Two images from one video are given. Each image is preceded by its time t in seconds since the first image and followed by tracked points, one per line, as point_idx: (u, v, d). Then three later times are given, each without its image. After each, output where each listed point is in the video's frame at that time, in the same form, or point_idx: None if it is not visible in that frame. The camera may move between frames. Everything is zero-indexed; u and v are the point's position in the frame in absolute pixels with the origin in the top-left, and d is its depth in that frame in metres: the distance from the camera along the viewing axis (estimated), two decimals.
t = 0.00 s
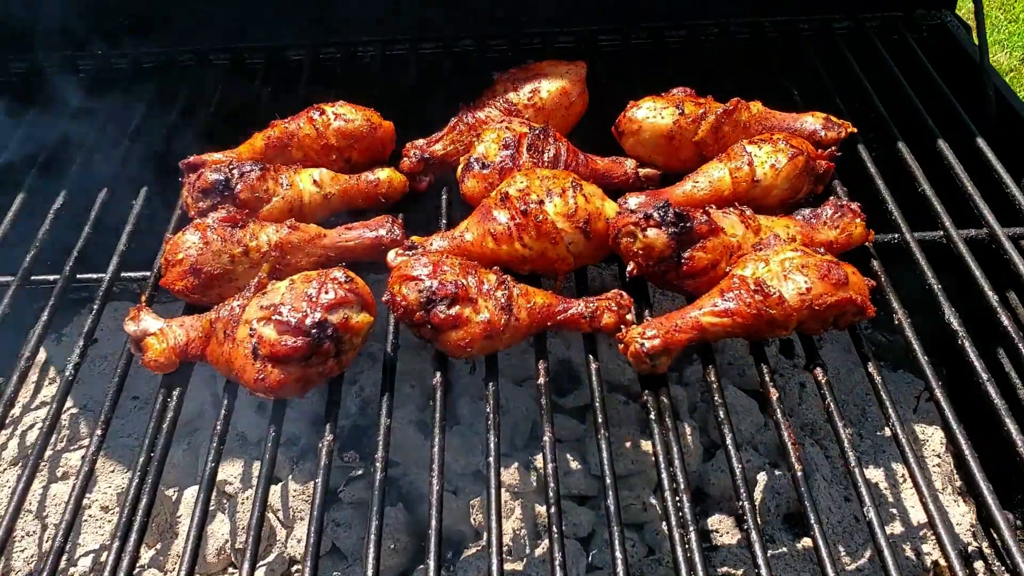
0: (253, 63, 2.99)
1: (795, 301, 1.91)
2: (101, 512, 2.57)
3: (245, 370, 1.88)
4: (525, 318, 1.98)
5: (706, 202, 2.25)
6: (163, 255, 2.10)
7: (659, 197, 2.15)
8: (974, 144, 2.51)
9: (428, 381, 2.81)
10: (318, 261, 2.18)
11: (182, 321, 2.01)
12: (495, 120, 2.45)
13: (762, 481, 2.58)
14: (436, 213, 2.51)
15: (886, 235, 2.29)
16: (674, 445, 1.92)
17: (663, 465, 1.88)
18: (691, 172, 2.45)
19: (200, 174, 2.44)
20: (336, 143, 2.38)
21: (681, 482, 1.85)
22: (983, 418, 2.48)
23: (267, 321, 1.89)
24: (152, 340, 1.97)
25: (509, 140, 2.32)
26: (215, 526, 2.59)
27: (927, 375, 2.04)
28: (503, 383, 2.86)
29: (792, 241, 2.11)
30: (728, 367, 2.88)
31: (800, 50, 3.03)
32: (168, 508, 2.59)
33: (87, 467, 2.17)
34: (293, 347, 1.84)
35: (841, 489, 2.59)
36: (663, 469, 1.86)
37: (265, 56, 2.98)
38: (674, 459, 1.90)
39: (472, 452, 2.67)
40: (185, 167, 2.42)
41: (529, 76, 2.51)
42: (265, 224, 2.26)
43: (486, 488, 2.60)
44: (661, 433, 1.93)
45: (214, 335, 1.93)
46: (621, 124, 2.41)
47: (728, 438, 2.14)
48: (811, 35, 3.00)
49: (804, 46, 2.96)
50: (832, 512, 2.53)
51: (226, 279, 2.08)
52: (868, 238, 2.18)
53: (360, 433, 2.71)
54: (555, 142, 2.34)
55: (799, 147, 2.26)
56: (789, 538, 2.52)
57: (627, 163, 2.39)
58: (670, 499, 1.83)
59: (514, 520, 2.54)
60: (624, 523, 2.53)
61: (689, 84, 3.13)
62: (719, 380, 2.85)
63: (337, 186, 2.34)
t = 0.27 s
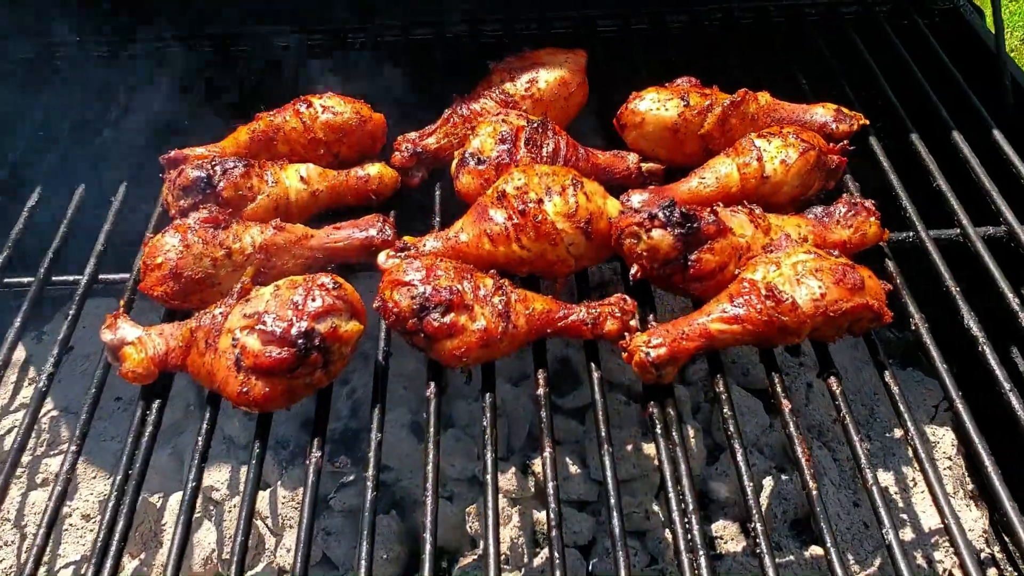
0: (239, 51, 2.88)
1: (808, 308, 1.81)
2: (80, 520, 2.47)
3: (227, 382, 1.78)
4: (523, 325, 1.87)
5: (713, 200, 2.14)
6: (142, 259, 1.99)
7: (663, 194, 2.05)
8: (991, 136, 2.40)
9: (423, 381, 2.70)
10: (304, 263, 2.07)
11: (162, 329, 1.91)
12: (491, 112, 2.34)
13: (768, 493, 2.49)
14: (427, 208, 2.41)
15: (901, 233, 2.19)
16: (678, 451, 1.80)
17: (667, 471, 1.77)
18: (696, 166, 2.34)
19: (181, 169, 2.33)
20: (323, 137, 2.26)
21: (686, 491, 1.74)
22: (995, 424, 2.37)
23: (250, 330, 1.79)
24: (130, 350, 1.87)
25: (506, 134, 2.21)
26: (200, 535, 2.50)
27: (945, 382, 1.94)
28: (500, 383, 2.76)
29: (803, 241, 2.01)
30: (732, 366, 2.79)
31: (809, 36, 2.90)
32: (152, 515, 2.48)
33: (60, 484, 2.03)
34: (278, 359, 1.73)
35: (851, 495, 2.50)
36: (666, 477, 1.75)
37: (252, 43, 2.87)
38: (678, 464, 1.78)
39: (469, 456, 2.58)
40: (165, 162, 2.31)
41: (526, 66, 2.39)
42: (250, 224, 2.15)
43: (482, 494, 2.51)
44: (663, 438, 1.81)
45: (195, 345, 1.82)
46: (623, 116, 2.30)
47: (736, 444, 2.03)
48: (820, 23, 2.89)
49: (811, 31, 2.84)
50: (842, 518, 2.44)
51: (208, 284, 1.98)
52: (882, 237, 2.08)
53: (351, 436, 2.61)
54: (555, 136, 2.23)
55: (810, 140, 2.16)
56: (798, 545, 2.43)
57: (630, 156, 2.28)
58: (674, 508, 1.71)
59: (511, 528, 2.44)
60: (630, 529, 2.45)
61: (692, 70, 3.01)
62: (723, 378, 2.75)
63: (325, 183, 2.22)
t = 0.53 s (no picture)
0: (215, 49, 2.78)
1: (803, 328, 1.72)
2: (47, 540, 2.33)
3: (192, 411, 1.69)
4: (504, 347, 1.78)
5: (703, 209, 2.05)
6: (104, 276, 1.89)
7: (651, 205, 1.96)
8: (992, 138, 2.31)
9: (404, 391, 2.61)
10: (275, 279, 1.98)
11: (124, 352, 1.81)
12: (473, 116, 2.24)
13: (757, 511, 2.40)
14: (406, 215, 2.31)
15: (898, 243, 2.10)
16: (667, 479, 1.71)
17: (654, 500, 1.68)
18: (687, 172, 2.25)
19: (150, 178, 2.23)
20: (296, 143, 2.16)
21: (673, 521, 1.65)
22: (998, 438, 2.28)
23: (216, 355, 1.69)
24: (90, 375, 1.77)
25: (487, 141, 2.11)
26: (175, 553, 2.38)
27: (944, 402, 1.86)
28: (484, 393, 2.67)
29: (797, 254, 1.93)
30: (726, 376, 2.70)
31: (805, 32, 2.80)
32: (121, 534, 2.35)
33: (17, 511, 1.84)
34: (244, 387, 1.64)
35: (845, 509, 2.42)
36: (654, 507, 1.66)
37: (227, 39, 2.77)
38: (667, 493, 1.69)
39: (450, 469, 2.49)
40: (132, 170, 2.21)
41: (509, 67, 2.28)
42: (219, 236, 2.06)
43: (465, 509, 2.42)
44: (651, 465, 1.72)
45: (159, 370, 1.73)
46: (610, 120, 2.20)
47: (726, 467, 1.94)
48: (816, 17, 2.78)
49: (807, 26, 2.74)
50: (836, 534, 2.37)
51: (173, 303, 1.88)
52: (880, 248, 1.99)
53: (330, 449, 2.52)
54: (538, 142, 2.13)
55: (805, 146, 2.06)
56: (791, 562, 2.35)
57: (617, 162, 2.19)
58: (661, 541, 1.62)
59: (495, 546, 2.36)
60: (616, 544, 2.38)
61: (683, 66, 2.91)
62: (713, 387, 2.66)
63: (298, 192, 2.12)
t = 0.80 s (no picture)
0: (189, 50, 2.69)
1: (801, 354, 1.64)
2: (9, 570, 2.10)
3: (158, 446, 1.60)
4: (487, 374, 1.69)
5: (696, 224, 1.97)
6: (66, 299, 1.79)
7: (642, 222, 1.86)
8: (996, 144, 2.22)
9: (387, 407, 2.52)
10: (246, 300, 1.89)
11: (87, 381, 1.71)
12: (455, 125, 2.14)
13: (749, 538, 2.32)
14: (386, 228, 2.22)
15: (898, 257, 2.02)
16: (659, 516, 1.60)
17: (646, 541, 1.58)
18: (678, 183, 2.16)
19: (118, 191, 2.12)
20: (270, 155, 2.06)
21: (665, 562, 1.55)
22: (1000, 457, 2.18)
23: (182, 387, 1.60)
24: (51, 407, 1.68)
25: (470, 152, 2.01)
26: None
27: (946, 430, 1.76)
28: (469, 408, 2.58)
29: (794, 273, 1.84)
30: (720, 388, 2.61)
31: (801, 31, 2.71)
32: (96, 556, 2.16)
33: None
34: (212, 422, 1.55)
35: (843, 528, 2.34)
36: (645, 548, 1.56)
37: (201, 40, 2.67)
38: (660, 532, 1.59)
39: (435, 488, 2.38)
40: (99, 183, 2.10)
41: (494, 73, 2.18)
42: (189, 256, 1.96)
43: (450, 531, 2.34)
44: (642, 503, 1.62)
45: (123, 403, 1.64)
46: (598, 129, 2.11)
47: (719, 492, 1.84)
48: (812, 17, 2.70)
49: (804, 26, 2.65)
50: (834, 556, 2.29)
51: (139, 329, 1.78)
52: (880, 265, 1.90)
53: (310, 468, 2.42)
54: (524, 153, 2.04)
55: (802, 158, 1.97)
56: None
57: (607, 173, 2.10)
58: None
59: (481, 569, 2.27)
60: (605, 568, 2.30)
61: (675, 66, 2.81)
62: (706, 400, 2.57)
63: (272, 206, 2.03)
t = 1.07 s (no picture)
0: (174, 64, 2.58)
1: (820, 394, 1.55)
2: None
3: (140, 496, 1.51)
4: (488, 416, 1.60)
5: (705, 249, 1.88)
6: (43, 335, 1.70)
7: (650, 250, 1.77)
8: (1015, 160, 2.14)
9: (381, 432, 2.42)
10: (233, 333, 1.79)
11: (65, 424, 1.61)
12: (452, 144, 2.05)
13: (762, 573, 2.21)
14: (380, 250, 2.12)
15: (915, 282, 1.93)
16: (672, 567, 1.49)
17: None
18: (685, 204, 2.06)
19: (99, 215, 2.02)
20: (257, 178, 1.96)
21: None
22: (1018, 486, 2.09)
23: (166, 434, 1.51)
24: (26, 452, 1.58)
25: (468, 175, 1.92)
26: None
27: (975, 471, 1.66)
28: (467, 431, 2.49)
29: (809, 304, 1.75)
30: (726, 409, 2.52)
31: (809, 40, 2.62)
32: None
33: None
34: (197, 473, 1.46)
35: (856, 559, 2.26)
36: None
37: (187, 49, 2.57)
38: None
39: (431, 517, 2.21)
40: (79, 208, 2.00)
41: (492, 89, 2.09)
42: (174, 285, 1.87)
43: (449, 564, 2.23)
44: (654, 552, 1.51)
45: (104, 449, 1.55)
46: (602, 148, 2.01)
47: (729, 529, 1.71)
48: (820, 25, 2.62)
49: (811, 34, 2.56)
50: None
51: (120, 367, 1.69)
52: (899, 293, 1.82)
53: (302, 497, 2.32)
54: (524, 174, 1.94)
55: (816, 180, 1.88)
56: None
57: (610, 194, 2.00)
58: None
59: None
60: None
61: (677, 74, 2.71)
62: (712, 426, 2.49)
63: (260, 232, 1.93)
